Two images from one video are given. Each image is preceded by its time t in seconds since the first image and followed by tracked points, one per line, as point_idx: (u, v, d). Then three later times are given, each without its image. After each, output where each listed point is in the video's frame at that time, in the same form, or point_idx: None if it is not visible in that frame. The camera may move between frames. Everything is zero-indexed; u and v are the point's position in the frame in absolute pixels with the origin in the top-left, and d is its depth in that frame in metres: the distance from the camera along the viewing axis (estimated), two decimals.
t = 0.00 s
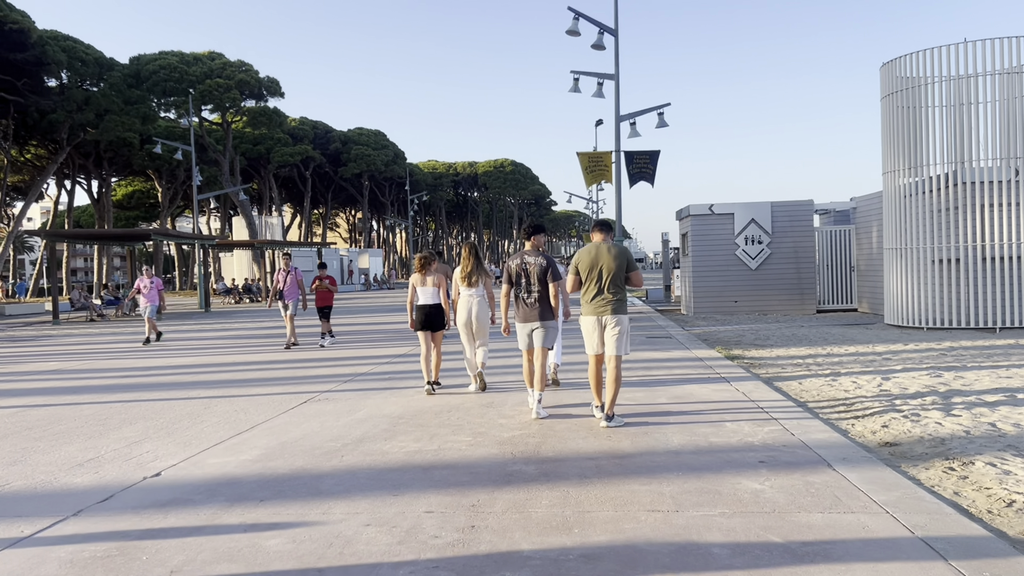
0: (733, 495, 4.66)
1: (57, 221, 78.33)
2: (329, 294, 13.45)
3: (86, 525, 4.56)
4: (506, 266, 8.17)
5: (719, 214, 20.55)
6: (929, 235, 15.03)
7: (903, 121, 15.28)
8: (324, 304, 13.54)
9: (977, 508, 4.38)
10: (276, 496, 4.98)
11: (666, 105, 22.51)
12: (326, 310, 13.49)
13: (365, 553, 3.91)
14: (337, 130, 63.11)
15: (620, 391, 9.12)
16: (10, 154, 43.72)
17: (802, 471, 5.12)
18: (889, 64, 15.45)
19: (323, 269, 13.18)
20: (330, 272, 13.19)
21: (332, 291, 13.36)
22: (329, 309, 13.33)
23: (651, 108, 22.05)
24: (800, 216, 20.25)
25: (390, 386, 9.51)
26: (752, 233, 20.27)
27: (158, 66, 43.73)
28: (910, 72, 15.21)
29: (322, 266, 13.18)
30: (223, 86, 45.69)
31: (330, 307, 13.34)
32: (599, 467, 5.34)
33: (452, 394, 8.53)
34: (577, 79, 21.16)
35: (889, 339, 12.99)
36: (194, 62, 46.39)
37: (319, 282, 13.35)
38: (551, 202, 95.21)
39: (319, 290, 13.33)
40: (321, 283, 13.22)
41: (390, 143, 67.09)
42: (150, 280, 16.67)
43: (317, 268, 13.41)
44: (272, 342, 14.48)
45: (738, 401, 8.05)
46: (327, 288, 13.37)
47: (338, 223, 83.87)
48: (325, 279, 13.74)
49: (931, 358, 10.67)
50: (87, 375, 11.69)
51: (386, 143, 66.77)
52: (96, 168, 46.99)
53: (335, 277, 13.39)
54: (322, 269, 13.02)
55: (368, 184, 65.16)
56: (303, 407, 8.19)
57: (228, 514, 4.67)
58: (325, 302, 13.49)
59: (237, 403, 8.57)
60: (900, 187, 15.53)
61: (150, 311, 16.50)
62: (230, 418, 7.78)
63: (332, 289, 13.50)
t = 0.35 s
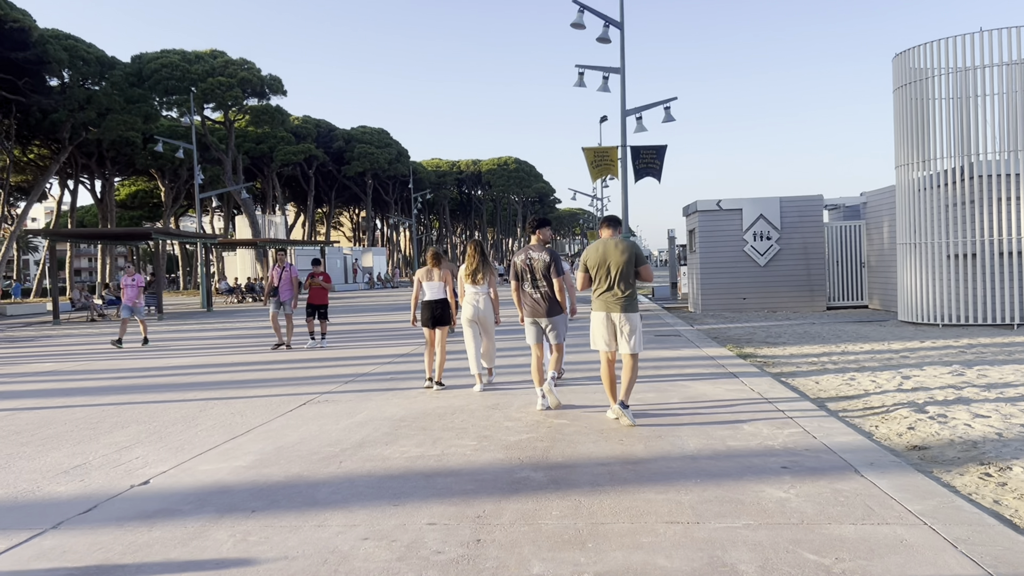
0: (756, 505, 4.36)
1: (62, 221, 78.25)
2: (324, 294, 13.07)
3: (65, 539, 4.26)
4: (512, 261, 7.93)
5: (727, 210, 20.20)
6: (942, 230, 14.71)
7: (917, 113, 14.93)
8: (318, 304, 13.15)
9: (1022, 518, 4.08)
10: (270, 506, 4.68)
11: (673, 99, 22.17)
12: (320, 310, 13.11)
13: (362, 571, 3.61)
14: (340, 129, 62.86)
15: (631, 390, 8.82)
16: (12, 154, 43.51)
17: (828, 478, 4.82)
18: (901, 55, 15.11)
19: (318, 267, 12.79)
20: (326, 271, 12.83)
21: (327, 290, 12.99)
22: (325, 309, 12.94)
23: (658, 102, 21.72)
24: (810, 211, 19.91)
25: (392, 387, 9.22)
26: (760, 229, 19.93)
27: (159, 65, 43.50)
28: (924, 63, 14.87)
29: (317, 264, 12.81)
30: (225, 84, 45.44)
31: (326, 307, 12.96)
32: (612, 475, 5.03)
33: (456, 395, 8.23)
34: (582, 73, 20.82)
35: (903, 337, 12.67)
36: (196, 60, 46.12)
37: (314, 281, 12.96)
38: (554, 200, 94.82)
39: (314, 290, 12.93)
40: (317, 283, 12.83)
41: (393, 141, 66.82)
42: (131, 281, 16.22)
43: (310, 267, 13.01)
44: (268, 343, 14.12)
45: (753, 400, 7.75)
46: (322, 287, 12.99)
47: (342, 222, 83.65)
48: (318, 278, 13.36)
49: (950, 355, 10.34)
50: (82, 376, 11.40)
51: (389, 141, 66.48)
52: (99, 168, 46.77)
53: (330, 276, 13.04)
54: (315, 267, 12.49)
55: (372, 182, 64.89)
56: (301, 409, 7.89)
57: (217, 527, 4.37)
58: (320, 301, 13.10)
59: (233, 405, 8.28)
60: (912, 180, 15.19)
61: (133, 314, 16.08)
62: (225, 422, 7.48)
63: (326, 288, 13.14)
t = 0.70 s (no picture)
0: (781, 526, 4.06)
1: (63, 221, 78.10)
2: (312, 297, 12.62)
3: (36, 565, 3.96)
4: (520, 263, 7.64)
5: (734, 207, 19.90)
6: (954, 227, 14.41)
7: (927, 109, 14.67)
8: (305, 307, 12.71)
9: None
10: (260, 527, 4.38)
11: (678, 95, 21.85)
12: (309, 314, 12.68)
13: None
14: (341, 127, 62.57)
15: (639, 394, 8.54)
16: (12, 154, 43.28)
17: (855, 495, 4.53)
18: (911, 49, 14.82)
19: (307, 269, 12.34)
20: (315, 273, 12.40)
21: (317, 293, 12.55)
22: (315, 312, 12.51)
23: (663, 98, 21.43)
24: (818, 208, 19.60)
25: (392, 392, 8.94)
26: (767, 227, 19.64)
27: (158, 63, 43.27)
28: (935, 57, 14.57)
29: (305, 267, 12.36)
30: (224, 83, 45.18)
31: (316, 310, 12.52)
32: (624, 491, 4.74)
33: (459, 400, 7.95)
34: (585, 69, 20.52)
35: (917, 338, 12.37)
36: (196, 58, 45.82)
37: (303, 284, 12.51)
38: (557, 198, 94.47)
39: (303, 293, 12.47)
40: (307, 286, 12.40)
41: (394, 139, 66.56)
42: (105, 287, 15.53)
43: (298, 270, 12.56)
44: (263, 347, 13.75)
45: (767, 405, 7.46)
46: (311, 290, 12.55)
47: (343, 221, 83.44)
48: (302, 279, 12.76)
49: (968, 358, 10.03)
50: (76, 381, 11.11)
51: (390, 139, 66.19)
52: (99, 168, 46.52)
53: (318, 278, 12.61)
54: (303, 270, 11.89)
55: (373, 181, 64.59)
56: (297, 417, 7.59)
57: (201, 552, 4.07)
58: (308, 305, 12.66)
59: (228, 413, 7.99)
60: (924, 177, 14.87)
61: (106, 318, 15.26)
62: (217, 431, 7.20)
63: (314, 291, 12.71)
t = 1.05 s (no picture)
0: (799, 537, 3.76)
1: (62, 219, 77.81)
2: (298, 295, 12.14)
3: None
4: (533, 255, 7.72)
5: (736, 202, 19.58)
6: (963, 220, 14.10)
7: (934, 100, 14.35)
8: (291, 305, 12.22)
9: None
10: (240, 539, 4.09)
11: (679, 88, 21.56)
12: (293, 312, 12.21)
13: None
14: (340, 124, 62.21)
15: (643, 392, 8.25)
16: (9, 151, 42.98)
17: (878, 502, 4.23)
18: (919, 38, 14.49)
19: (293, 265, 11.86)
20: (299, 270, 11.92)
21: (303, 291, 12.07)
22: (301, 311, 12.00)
23: (665, 92, 21.11)
24: (821, 202, 19.29)
25: (388, 391, 8.65)
26: (770, 221, 19.34)
27: (156, 59, 42.91)
28: (943, 46, 14.25)
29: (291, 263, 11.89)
30: (222, 79, 44.81)
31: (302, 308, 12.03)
32: (630, 498, 4.44)
33: (456, 400, 7.67)
34: (585, 62, 20.21)
35: (927, 333, 12.05)
36: (193, 55, 45.47)
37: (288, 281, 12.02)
38: (557, 195, 94.08)
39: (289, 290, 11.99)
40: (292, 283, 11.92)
41: (394, 136, 66.23)
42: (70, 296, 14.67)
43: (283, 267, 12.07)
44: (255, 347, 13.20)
45: (777, 403, 7.16)
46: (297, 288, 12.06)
47: (343, 219, 83.11)
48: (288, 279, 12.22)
49: (981, 354, 9.72)
50: (65, 381, 10.81)
51: (390, 136, 65.84)
52: (97, 165, 46.16)
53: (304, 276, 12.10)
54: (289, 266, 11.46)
55: (373, 178, 64.24)
56: (287, 418, 7.29)
57: (174, 567, 3.78)
58: (294, 303, 12.18)
59: (216, 414, 7.69)
60: (932, 169, 14.55)
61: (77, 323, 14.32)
62: (203, 432, 6.90)
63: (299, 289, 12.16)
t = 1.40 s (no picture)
0: (821, 564, 3.46)
1: (60, 217, 77.52)
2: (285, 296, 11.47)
3: None
4: (540, 253, 7.53)
5: (739, 199, 19.26)
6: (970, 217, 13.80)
7: (942, 95, 14.04)
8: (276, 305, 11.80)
9: None
10: (215, 565, 3.78)
11: (680, 83, 21.24)
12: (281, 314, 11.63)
13: None
14: (338, 122, 61.85)
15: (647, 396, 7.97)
16: (5, 149, 42.67)
17: (903, 522, 3.93)
18: (928, 32, 14.16)
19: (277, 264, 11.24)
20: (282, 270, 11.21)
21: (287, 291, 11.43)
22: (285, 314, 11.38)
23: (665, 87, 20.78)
24: (825, 200, 18.98)
25: (382, 395, 8.35)
26: (774, 219, 19.04)
27: (152, 57, 42.55)
28: (951, 40, 13.93)
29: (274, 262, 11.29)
30: (219, 76, 44.46)
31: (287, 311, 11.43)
32: (635, 517, 4.14)
33: (453, 406, 7.36)
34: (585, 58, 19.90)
35: (936, 334, 11.74)
36: (190, 52, 45.12)
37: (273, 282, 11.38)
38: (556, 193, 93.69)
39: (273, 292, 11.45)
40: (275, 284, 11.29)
41: (392, 134, 65.91)
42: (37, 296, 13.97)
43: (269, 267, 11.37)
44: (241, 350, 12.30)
45: (786, 408, 6.87)
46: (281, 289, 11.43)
47: (342, 217, 82.81)
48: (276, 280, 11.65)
49: (995, 356, 9.42)
50: (51, 384, 10.51)
51: (388, 134, 65.52)
52: (93, 163, 45.84)
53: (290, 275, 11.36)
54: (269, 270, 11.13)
55: (371, 176, 63.90)
56: (276, 426, 6.98)
57: None
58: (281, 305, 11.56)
59: (202, 421, 7.38)
60: (940, 166, 14.24)
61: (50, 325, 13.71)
62: (187, 442, 6.60)
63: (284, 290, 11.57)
